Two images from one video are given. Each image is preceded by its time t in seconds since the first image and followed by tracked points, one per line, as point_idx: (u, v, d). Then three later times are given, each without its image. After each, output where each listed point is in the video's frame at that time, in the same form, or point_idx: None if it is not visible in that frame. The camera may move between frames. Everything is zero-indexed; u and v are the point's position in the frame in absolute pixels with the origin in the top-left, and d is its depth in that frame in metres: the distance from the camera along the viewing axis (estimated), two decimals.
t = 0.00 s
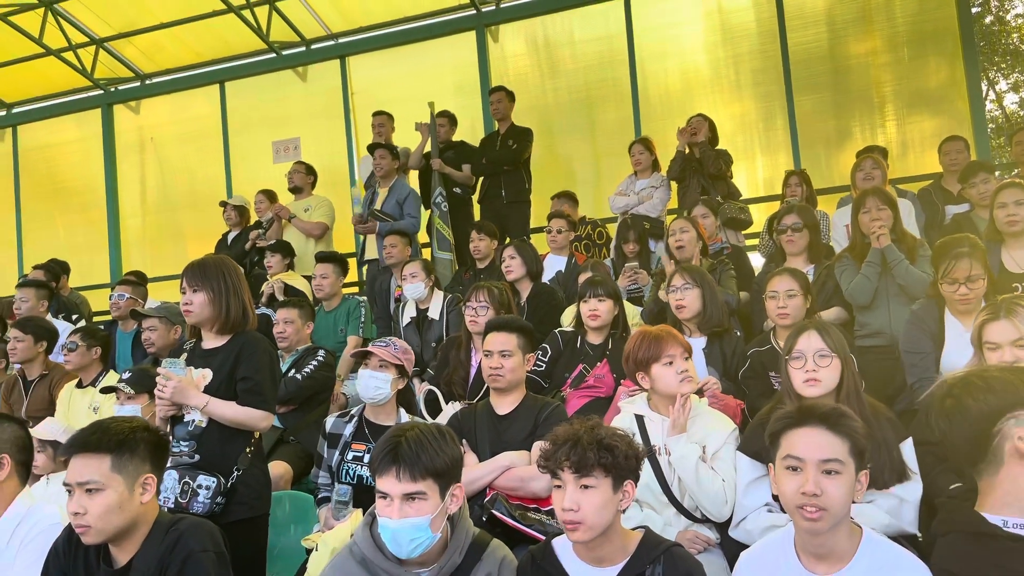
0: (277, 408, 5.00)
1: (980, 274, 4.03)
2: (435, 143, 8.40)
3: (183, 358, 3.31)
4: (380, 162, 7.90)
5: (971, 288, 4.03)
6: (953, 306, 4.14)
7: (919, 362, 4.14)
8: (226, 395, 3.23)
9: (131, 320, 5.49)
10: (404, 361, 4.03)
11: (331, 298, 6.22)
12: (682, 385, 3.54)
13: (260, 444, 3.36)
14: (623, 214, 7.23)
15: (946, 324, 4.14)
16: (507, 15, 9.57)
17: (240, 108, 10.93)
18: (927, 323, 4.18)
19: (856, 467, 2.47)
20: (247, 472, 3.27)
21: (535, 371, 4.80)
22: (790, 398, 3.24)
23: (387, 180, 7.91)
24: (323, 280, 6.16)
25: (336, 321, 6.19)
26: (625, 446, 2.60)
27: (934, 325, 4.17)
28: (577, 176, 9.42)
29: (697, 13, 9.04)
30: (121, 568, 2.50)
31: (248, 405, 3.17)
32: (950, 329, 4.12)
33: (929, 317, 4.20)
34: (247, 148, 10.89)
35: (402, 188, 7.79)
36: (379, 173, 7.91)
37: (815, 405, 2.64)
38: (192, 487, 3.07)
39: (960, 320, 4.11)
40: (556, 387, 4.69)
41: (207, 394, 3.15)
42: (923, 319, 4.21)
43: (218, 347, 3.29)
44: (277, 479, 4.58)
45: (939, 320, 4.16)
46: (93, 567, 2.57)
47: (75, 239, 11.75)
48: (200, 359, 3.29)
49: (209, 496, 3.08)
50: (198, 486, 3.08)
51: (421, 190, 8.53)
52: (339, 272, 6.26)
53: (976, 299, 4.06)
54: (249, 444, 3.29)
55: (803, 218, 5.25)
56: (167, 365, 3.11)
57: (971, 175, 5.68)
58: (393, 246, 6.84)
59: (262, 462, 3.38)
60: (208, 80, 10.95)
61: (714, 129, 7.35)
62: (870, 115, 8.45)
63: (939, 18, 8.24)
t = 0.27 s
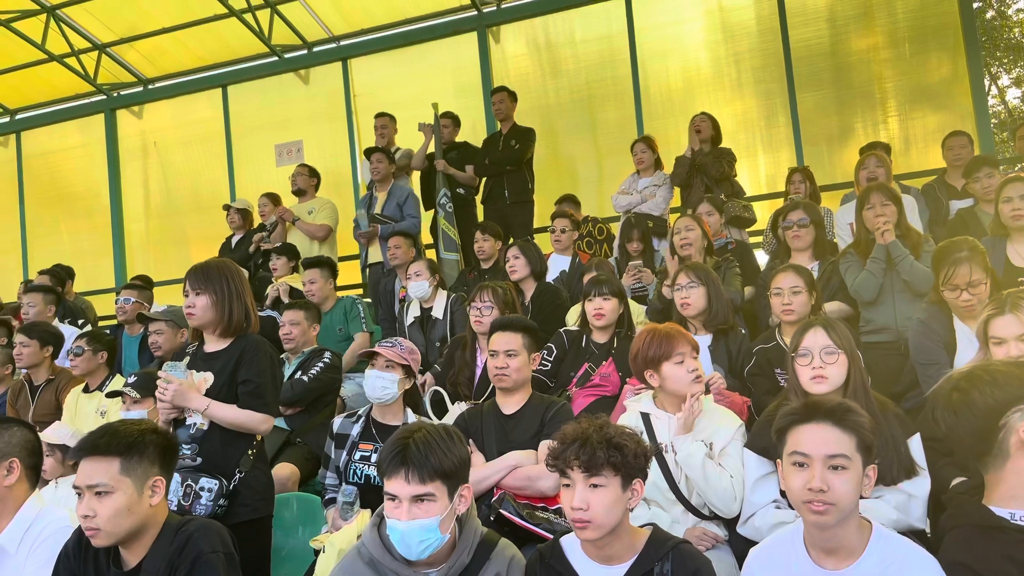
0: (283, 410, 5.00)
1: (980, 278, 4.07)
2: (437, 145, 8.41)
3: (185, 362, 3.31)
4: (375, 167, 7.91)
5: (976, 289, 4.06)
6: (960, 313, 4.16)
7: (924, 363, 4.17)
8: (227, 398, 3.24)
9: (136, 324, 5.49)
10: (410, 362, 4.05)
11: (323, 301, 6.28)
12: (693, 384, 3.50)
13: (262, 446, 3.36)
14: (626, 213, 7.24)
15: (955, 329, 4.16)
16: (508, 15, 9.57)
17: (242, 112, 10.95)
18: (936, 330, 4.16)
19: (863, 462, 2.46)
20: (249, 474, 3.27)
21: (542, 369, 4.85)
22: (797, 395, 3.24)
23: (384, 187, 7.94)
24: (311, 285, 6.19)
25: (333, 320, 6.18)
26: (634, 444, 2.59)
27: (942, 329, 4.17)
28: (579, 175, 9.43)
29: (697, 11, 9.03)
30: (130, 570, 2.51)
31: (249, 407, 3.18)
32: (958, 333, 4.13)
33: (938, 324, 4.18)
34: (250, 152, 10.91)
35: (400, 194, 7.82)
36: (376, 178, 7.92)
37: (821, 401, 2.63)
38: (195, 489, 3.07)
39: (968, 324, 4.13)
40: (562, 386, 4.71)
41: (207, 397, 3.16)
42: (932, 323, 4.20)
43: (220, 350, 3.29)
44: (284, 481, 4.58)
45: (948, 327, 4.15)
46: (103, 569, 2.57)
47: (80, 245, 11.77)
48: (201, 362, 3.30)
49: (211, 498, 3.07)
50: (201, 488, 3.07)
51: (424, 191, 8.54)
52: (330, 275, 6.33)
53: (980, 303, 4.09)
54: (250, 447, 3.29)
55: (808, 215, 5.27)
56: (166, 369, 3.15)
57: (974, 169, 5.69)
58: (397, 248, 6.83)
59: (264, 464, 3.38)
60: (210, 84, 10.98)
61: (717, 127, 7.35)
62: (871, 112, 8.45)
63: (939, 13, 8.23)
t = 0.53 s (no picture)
0: (286, 412, 5.01)
1: (973, 278, 4.03)
2: (438, 146, 8.42)
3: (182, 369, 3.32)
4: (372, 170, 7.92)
5: (969, 293, 4.03)
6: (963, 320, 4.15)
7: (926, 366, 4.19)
8: (225, 403, 3.25)
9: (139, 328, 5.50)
10: (415, 362, 4.05)
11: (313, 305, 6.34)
12: (709, 390, 3.48)
13: (260, 450, 3.36)
14: (627, 212, 7.24)
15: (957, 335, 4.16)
16: (508, 16, 9.58)
17: (243, 115, 10.96)
18: (942, 342, 4.17)
19: (865, 458, 2.46)
20: (249, 477, 3.28)
21: (545, 369, 4.85)
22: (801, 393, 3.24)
23: (382, 190, 7.95)
24: (301, 290, 6.28)
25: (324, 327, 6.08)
26: (636, 444, 2.59)
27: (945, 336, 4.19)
28: (580, 175, 9.43)
29: (696, 10, 9.04)
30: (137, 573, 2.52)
31: (247, 412, 3.19)
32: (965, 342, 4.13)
33: (944, 334, 4.19)
34: (251, 155, 10.92)
35: (400, 195, 7.83)
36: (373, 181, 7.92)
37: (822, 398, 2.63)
38: (195, 493, 3.09)
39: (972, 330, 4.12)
40: (565, 386, 4.72)
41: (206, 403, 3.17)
42: (938, 335, 4.22)
43: (217, 356, 3.30)
44: (288, 483, 4.58)
45: (955, 336, 4.15)
46: (110, 572, 2.58)
47: (82, 250, 11.79)
48: (199, 368, 3.30)
49: (211, 502, 3.09)
50: (201, 492, 3.09)
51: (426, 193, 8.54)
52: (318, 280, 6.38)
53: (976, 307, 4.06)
54: (250, 450, 3.29)
55: (811, 212, 5.27)
56: (165, 375, 3.13)
57: (976, 165, 5.69)
58: (399, 250, 6.82)
59: (263, 468, 3.38)
60: (211, 88, 11.00)
61: (717, 125, 7.35)
62: (872, 109, 8.45)
63: (937, 9, 8.23)
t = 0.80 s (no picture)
0: (288, 414, 5.00)
1: (967, 242, 4.04)
2: (438, 147, 8.42)
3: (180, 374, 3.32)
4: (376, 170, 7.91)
5: (958, 257, 4.02)
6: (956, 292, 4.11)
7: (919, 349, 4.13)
8: (226, 407, 3.25)
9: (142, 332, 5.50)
10: (419, 363, 4.05)
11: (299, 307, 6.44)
12: (720, 397, 3.49)
13: (265, 450, 3.36)
14: (628, 212, 7.24)
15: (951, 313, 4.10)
16: (507, 17, 9.59)
17: (243, 119, 10.98)
18: (934, 319, 4.09)
19: (867, 452, 2.47)
20: (254, 478, 3.28)
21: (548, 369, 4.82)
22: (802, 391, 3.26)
23: (384, 189, 7.95)
24: (287, 292, 6.38)
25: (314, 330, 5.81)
26: (627, 441, 2.58)
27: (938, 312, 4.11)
28: (581, 175, 9.43)
29: (695, 9, 9.04)
30: None
31: (248, 415, 3.20)
32: (957, 319, 4.07)
33: (934, 308, 4.12)
34: (252, 159, 10.93)
35: (402, 196, 7.83)
36: (376, 182, 7.93)
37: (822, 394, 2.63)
38: (201, 496, 3.09)
39: (966, 308, 4.07)
40: (568, 386, 4.71)
41: (207, 408, 3.18)
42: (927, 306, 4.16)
43: (215, 360, 3.30)
44: (292, 485, 4.59)
45: (945, 310, 4.10)
46: None
47: (84, 255, 11.80)
48: (197, 373, 3.31)
49: (217, 503, 3.09)
50: (206, 495, 3.09)
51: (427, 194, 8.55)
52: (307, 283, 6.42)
53: (968, 273, 4.03)
54: (254, 451, 3.29)
55: (812, 210, 5.27)
56: (164, 383, 3.13)
57: (977, 160, 5.71)
58: (401, 252, 6.83)
59: (268, 469, 3.38)
60: (211, 92, 11.01)
61: (716, 123, 7.35)
62: (871, 106, 8.45)
63: (936, 6, 8.23)
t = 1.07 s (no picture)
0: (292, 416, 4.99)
1: (964, 229, 4.04)
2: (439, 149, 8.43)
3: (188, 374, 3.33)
4: (383, 171, 7.94)
5: (955, 243, 4.02)
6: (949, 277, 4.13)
7: (916, 339, 4.11)
8: (233, 408, 3.25)
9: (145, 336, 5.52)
10: (426, 365, 4.04)
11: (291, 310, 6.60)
12: (723, 398, 3.50)
13: (271, 454, 3.37)
14: (628, 211, 7.25)
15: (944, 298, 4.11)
16: (505, 18, 9.59)
17: (243, 123, 11.00)
18: (925, 300, 4.12)
19: (872, 448, 2.47)
20: (261, 481, 3.29)
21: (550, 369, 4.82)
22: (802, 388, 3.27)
23: (391, 188, 7.96)
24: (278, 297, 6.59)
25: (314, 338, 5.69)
26: (623, 440, 2.58)
27: (931, 298, 4.13)
28: (581, 175, 9.43)
29: (694, 8, 9.05)
30: None
31: (258, 417, 3.21)
32: (948, 303, 4.09)
33: (927, 291, 4.15)
34: (252, 162, 10.95)
35: (407, 195, 7.83)
36: (383, 182, 7.96)
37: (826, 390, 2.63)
38: (208, 498, 3.09)
39: (958, 292, 4.09)
40: (571, 386, 4.71)
41: (214, 407, 3.17)
42: (922, 292, 4.17)
43: (222, 360, 3.31)
44: (296, 488, 4.59)
45: (937, 293, 4.12)
46: None
47: (85, 260, 11.81)
48: (204, 372, 3.31)
49: (224, 505, 3.10)
50: (213, 497, 3.09)
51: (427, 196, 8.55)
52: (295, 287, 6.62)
53: (965, 258, 4.03)
54: (260, 454, 3.30)
55: (814, 207, 5.26)
56: (171, 382, 3.15)
57: (977, 156, 5.71)
58: (402, 254, 6.84)
59: (274, 471, 3.40)
60: (211, 96, 11.03)
61: (716, 122, 7.34)
62: (871, 103, 8.45)
63: (935, 3, 8.23)
